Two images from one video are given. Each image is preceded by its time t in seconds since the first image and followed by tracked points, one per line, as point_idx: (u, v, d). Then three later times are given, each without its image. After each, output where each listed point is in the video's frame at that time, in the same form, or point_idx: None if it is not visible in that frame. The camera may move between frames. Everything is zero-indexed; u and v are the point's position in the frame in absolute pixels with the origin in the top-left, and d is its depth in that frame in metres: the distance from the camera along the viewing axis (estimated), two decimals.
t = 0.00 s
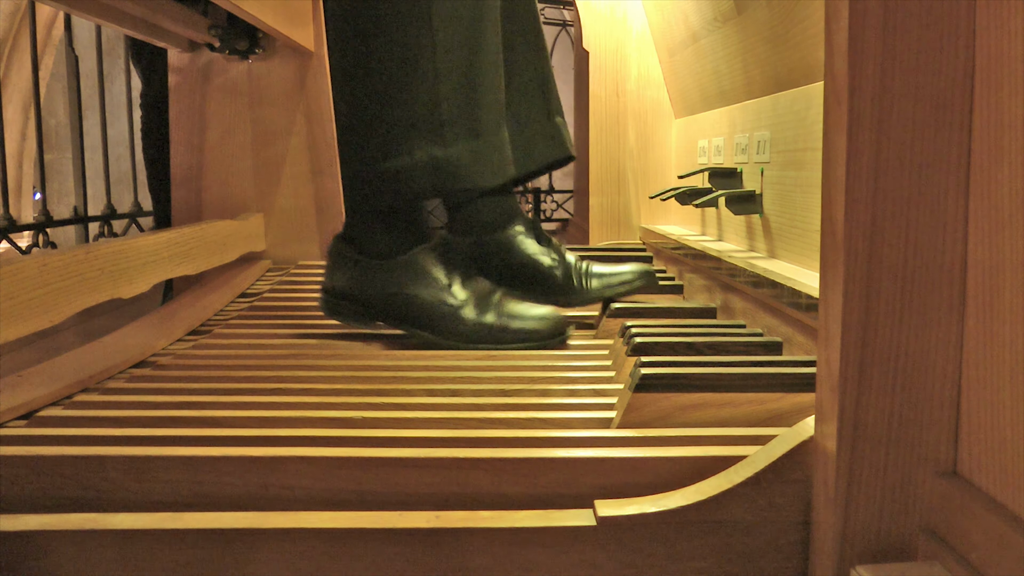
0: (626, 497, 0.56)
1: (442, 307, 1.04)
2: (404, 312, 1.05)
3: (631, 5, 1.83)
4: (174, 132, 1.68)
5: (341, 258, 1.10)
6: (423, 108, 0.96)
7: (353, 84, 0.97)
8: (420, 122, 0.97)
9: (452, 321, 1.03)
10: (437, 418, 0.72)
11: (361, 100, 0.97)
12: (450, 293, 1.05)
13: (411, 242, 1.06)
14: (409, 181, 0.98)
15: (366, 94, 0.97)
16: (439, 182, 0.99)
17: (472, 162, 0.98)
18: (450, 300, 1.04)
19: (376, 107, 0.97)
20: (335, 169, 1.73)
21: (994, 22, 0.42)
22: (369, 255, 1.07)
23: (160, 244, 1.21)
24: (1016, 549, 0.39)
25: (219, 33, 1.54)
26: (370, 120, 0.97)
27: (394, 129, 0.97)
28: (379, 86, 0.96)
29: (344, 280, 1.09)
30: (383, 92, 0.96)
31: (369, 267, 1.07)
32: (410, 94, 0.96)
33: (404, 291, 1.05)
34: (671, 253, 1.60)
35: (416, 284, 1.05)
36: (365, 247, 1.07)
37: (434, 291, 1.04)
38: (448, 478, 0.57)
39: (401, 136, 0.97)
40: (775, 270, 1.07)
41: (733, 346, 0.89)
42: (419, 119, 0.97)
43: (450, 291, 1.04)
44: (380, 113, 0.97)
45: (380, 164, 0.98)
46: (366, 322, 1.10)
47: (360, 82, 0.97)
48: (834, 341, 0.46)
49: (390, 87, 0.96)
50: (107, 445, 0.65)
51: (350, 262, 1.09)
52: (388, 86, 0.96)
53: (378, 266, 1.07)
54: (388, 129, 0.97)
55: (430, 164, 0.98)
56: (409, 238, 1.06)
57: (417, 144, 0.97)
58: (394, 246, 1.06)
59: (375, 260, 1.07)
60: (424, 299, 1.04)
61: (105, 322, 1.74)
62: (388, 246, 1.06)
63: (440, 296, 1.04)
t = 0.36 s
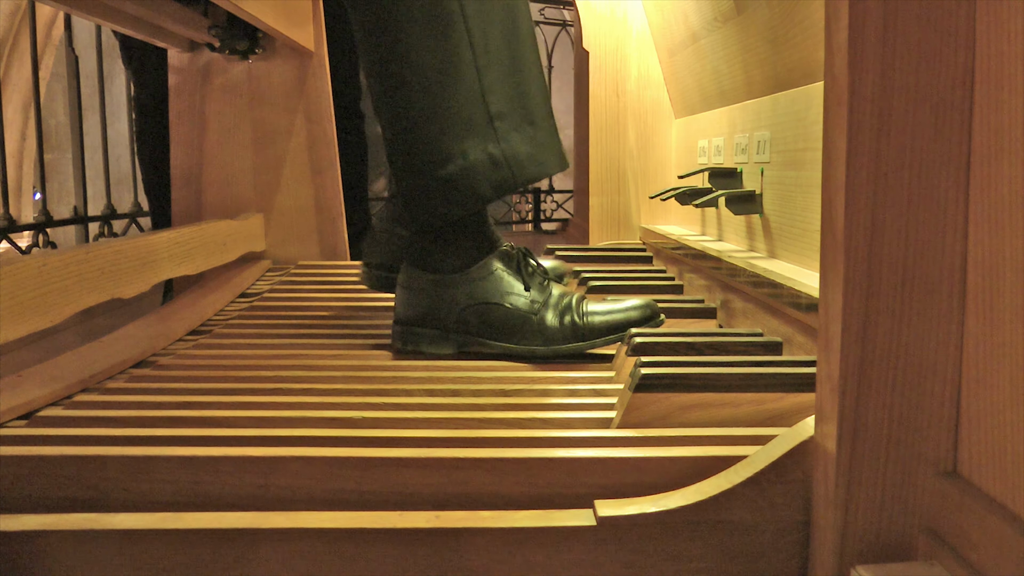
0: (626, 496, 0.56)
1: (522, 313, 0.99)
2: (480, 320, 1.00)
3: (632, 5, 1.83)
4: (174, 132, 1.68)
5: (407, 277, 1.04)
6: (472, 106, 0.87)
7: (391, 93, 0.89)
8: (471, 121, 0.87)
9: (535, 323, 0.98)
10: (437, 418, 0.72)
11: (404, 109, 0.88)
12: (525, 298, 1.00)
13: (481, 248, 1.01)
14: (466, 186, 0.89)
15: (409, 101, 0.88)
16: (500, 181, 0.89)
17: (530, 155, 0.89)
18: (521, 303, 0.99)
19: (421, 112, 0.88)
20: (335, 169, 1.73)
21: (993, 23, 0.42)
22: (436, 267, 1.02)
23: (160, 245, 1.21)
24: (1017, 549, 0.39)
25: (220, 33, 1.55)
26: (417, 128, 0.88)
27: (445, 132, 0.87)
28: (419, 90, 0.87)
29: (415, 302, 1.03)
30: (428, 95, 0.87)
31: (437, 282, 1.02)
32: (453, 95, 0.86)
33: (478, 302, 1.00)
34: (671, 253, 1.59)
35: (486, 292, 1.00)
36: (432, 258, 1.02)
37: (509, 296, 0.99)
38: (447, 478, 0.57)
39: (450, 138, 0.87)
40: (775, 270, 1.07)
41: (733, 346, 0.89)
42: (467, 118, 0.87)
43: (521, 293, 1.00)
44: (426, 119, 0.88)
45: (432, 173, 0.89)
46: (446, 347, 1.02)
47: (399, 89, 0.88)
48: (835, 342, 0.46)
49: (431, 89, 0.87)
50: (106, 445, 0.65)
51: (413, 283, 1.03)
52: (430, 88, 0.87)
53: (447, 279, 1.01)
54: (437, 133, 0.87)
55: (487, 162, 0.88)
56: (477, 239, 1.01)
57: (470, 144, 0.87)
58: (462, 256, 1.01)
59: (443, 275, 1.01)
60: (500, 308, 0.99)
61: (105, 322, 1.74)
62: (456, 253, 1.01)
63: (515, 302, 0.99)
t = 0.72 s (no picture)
0: (626, 497, 0.56)
1: (534, 315, 0.99)
2: (490, 317, 1.00)
3: (632, 5, 1.83)
4: (174, 132, 1.68)
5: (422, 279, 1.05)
6: (479, 103, 0.85)
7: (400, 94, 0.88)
8: (478, 117, 0.85)
9: (543, 320, 0.98)
10: (436, 418, 0.72)
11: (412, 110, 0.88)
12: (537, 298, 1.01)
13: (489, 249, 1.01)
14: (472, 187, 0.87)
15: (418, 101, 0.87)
16: (507, 178, 0.87)
17: (538, 152, 0.87)
18: (531, 302, 1.00)
19: (429, 110, 0.87)
20: (336, 169, 1.73)
21: (993, 23, 0.42)
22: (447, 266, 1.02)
23: (160, 245, 1.21)
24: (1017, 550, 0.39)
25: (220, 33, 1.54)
26: (424, 126, 0.87)
27: (453, 129, 0.86)
28: (427, 90, 0.87)
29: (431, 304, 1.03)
30: (436, 93, 0.86)
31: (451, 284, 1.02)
32: (460, 92, 0.85)
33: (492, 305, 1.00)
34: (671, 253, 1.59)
35: (497, 291, 1.00)
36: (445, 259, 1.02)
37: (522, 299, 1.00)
38: (447, 478, 0.57)
39: (458, 137, 0.86)
40: (776, 270, 1.07)
41: (733, 346, 0.89)
42: (475, 115, 0.85)
43: (529, 291, 1.01)
44: (434, 119, 0.87)
45: (438, 171, 0.88)
46: (454, 344, 1.02)
47: (408, 87, 0.88)
48: (835, 342, 0.46)
49: (439, 89, 0.86)
50: (106, 445, 0.65)
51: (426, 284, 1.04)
52: (439, 86, 0.86)
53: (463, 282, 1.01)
54: (445, 131, 0.86)
55: (495, 161, 0.86)
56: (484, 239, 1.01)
57: (475, 142, 0.86)
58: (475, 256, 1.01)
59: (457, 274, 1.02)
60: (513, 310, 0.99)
61: (105, 322, 1.74)
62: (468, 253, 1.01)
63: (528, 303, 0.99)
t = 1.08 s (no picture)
0: (626, 497, 0.56)
1: (461, 137, 1.04)
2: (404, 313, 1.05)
3: (632, 5, 1.83)
4: (175, 133, 1.67)
5: (357, 176, 1.10)
6: (441, 94, 1.02)
7: (372, 65, 1.02)
8: (441, 103, 1.03)
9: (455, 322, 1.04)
10: (436, 418, 0.72)
11: (381, 83, 1.03)
12: (472, 123, 1.03)
13: (426, 155, 1.05)
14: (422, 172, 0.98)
15: (388, 78, 1.02)
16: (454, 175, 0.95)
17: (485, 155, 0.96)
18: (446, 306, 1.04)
19: (399, 87, 1.03)
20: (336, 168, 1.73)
21: (993, 23, 0.42)
22: (378, 177, 1.09)
23: (160, 245, 1.21)
24: (1017, 549, 0.39)
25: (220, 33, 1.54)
26: (393, 101, 1.03)
27: (416, 112, 1.04)
28: (400, 69, 1.02)
29: (366, 213, 1.13)
30: (406, 76, 1.02)
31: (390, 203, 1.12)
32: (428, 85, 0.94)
33: (418, 148, 1.05)
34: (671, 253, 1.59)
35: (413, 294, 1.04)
36: (379, 167, 1.08)
37: (451, 128, 1.03)
38: (448, 478, 0.57)
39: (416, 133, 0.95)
40: (776, 270, 1.06)
41: (733, 346, 0.89)
42: (436, 103, 1.03)
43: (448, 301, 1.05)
44: (402, 98, 1.03)
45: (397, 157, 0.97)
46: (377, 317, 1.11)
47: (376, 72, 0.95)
48: (835, 341, 0.46)
49: (410, 72, 1.02)
50: (106, 445, 0.65)
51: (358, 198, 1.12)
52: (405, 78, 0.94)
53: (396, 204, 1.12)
54: (411, 112, 1.03)
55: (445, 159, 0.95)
56: (428, 106, 1.03)
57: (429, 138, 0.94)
58: (411, 146, 1.05)
59: (400, 198, 1.12)
60: (443, 133, 1.03)
61: (104, 321, 1.74)
62: (403, 147, 1.05)
63: (462, 124, 1.03)
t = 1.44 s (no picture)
0: (626, 497, 0.56)
1: (426, 153, 1.07)
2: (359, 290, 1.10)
3: (632, 4, 1.83)
4: (175, 133, 1.68)
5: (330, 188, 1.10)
6: (413, 103, 1.05)
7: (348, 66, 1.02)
8: (415, 114, 1.05)
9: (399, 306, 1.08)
10: (437, 418, 0.72)
11: (356, 86, 1.03)
12: (438, 140, 1.07)
13: (393, 164, 1.06)
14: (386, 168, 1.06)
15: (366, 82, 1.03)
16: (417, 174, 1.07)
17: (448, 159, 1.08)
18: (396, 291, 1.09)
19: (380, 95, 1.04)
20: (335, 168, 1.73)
21: (993, 23, 0.42)
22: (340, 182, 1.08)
23: (160, 244, 1.21)
24: (1016, 548, 0.39)
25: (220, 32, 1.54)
26: (365, 105, 1.03)
27: (385, 116, 1.04)
28: (375, 73, 1.02)
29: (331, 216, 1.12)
30: (380, 81, 1.03)
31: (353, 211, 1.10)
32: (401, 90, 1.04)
33: (385, 160, 1.05)
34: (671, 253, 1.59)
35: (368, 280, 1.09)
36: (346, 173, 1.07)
37: (420, 144, 1.06)
38: (448, 479, 0.57)
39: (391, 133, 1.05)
40: (776, 270, 1.06)
41: (733, 346, 0.89)
42: (408, 111, 1.05)
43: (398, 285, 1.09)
44: (375, 103, 1.03)
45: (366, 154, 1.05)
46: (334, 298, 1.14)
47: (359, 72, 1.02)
48: (834, 341, 0.46)
49: (385, 79, 1.03)
50: (107, 445, 0.65)
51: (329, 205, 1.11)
52: (387, 83, 1.03)
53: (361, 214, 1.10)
54: (381, 118, 1.04)
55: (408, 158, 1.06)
56: (400, 120, 1.05)
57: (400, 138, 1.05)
58: (379, 156, 1.05)
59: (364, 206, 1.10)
60: (409, 148, 1.06)
61: (104, 321, 1.74)
62: (373, 155, 1.05)
63: (429, 141, 1.07)
